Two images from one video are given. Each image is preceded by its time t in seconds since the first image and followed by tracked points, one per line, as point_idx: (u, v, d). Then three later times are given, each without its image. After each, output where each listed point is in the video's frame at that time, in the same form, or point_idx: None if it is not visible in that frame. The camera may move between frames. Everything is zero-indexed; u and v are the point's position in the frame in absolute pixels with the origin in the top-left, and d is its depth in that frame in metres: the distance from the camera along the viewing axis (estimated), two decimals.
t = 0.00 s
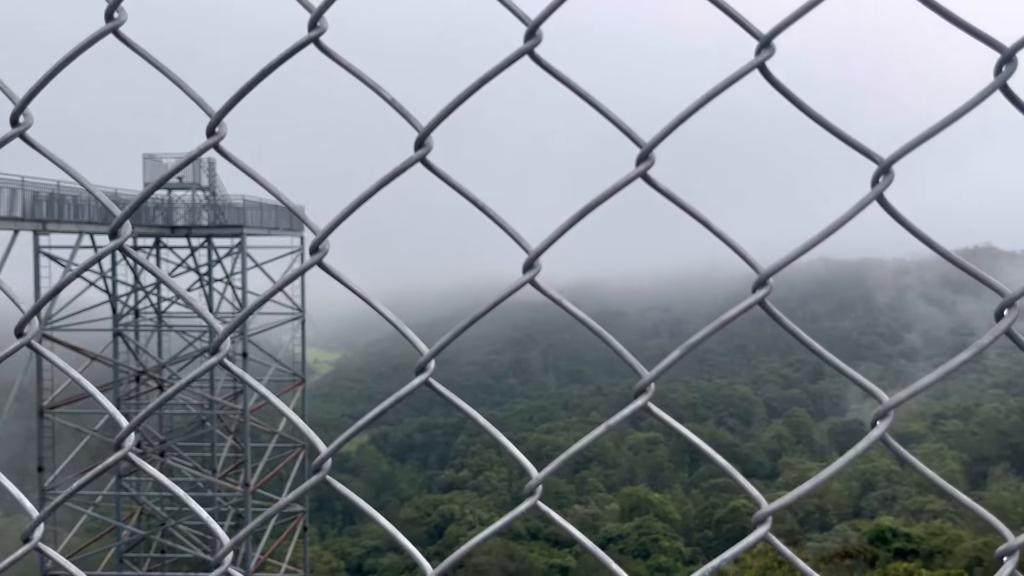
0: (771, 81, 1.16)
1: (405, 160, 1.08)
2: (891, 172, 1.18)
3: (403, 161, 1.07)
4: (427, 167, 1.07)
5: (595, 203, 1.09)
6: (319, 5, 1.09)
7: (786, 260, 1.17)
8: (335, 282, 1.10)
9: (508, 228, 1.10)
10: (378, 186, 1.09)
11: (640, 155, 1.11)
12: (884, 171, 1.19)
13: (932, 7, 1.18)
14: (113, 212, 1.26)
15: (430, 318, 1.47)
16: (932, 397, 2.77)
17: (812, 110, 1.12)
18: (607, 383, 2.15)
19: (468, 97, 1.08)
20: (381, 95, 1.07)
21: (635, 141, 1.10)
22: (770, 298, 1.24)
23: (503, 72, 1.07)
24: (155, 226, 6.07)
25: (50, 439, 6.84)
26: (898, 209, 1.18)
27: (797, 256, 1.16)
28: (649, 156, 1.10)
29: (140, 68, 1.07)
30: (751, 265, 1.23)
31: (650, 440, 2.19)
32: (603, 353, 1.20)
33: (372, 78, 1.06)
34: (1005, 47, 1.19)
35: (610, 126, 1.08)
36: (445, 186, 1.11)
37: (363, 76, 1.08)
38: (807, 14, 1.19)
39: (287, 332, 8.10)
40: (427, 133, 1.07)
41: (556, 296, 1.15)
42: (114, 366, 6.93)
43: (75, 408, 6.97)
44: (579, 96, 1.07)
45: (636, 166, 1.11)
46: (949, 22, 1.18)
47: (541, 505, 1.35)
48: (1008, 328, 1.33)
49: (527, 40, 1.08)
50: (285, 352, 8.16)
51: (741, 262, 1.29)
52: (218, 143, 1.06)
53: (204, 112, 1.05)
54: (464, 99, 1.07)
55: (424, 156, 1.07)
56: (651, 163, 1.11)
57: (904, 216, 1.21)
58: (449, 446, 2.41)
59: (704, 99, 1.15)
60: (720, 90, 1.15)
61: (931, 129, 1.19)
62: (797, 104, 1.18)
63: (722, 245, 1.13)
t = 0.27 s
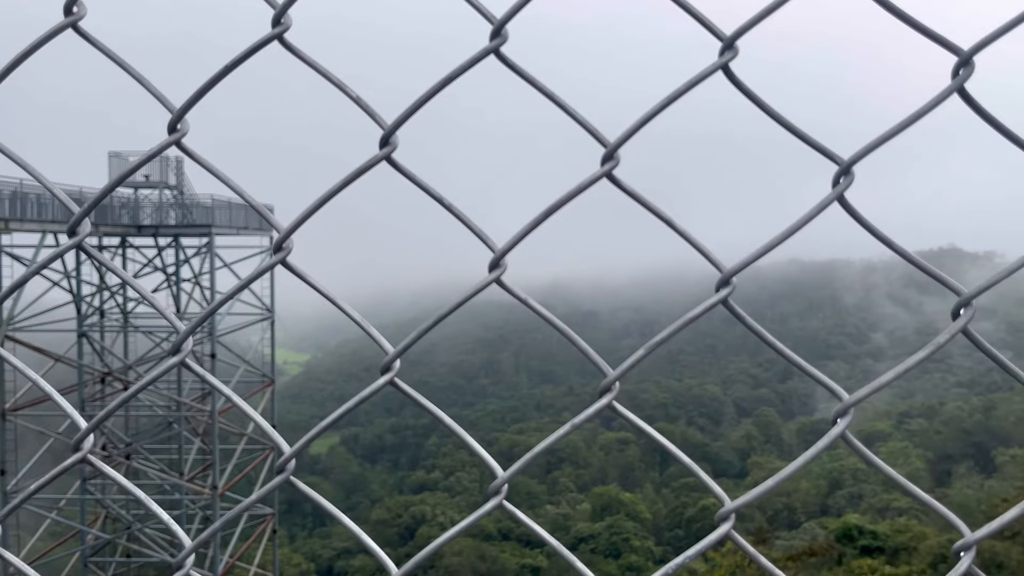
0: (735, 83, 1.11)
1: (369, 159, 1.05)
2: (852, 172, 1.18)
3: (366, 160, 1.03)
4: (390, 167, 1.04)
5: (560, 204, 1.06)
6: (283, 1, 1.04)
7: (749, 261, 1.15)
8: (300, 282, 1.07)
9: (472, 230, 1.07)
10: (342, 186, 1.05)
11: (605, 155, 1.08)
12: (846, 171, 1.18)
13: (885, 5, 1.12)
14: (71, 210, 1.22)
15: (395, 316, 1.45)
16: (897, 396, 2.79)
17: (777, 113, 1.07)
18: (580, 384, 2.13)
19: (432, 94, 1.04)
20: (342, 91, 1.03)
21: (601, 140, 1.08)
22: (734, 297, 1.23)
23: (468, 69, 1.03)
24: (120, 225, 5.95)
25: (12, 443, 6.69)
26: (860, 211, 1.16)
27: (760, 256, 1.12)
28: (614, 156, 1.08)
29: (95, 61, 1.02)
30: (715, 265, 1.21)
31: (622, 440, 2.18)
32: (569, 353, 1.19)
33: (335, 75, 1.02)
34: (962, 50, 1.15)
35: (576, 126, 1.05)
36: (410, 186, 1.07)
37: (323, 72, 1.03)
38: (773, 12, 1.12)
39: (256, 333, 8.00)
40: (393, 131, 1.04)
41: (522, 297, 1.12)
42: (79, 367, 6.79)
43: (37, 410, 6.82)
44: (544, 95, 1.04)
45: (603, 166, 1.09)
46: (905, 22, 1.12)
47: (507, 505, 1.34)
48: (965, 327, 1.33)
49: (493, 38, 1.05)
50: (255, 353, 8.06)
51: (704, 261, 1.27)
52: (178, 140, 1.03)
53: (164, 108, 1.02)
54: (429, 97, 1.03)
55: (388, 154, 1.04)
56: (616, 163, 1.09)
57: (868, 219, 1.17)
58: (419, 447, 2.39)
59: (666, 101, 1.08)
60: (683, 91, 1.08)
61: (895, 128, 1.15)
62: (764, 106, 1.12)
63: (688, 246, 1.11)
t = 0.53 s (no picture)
0: (698, 83, 1.11)
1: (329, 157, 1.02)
2: (812, 173, 1.18)
3: (326, 158, 1.01)
4: (351, 165, 1.02)
5: (522, 204, 1.05)
6: None
7: (710, 261, 1.15)
8: (259, 282, 1.04)
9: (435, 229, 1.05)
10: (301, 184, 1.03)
11: (568, 155, 1.07)
12: (806, 171, 1.18)
13: (846, 7, 1.12)
14: (23, 207, 1.18)
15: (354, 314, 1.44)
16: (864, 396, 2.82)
17: (741, 115, 1.06)
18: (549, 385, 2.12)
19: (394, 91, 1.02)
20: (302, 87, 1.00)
21: (564, 139, 1.07)
22: (697, 297, 1.22)
23: (430, 66, 1.01)
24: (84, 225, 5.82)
25: None
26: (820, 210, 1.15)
27: (722, 256, 1.11)
28: (577, 155, 1.07)
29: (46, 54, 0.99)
30: (677, 264, 1.21)
31: (592, 440, 2.18)
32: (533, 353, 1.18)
33: (295, 71, 1.00)
34: (920, 52, 1.15)
35: (539, 125, 1.04)
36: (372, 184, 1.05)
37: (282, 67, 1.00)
38: (738, 11, 1.11)
39: (224, 334, 7.89)
40: (354, 128, 1.02)
41: (485, 298, 1.11)
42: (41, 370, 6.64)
43: None
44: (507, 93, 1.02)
45: (566, 166, 1.07)
46: (867, 25, 1.12)
47: (470, 506, 1.32)
48: (924, 326, 1.33)
49: (455, 35, 1.04)
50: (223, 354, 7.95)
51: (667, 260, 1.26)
52: (134, 137, 0.99)
53: (119, 104, 0.98)
54: (391, 94, 1.01)
55: (349, 152, 1.01)
56: (579, 163, 1.07)
57: (828, 220, 1.16)
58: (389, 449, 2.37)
59: (629, 101, 1.06)
60: (646, 91, 1.07)
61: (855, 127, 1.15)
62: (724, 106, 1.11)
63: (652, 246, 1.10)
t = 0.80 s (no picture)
0: (663, 80, 1.10)
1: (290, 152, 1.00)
2: (776, 172, 1.18)
3: (287, 153, 0.99)
4: (312, 160, 0.99)
5: (486, 201, 1.04)
6: None
7: (675, 259, 1.14)
8: (217, 280, 1.02)
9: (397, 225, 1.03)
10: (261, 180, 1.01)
11: (533, 151, 1.06)
12: (770, 170, 1.18)
13: (810, 7, 1.12)
14: None
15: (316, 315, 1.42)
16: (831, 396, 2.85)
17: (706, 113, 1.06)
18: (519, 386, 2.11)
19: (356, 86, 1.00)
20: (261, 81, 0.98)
21: (528, 136, 1.05)
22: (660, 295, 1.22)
23: (392, 62, 1.00)
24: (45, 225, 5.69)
25: None
26: (784, 209, 1.16)
27: (686, 254, 1.11)
28: (542, 152, 1.06)
29: None
30: (641, 262, 1.20)
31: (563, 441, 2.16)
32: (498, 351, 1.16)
33: (253, 64, 0.97)
34: (882, 52, 1.16)
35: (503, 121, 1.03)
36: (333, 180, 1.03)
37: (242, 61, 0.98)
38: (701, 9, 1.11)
39: (191, 336, 7.76)
40: (315, 123, 0.99)
41: (449, 296, 1.09)
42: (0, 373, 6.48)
43: None
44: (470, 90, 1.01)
45: (531, 163, 1.06)
46: (832, 24, 1.13)
47: (433, 508, 1.29)
48: (884, 325, 1.34)
49: (418, 30, 1.02)
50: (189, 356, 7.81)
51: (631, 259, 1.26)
52: (88, 131, 0.96)
53: (72, 96, 0.95)
54: (354, 89, 0.99)
55: (309, 147, 0.99)
56: (543, 160, 1.06)
57: (791, 218, 1.16)
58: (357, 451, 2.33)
59: (594, 98, 1.06)
60: (610, 88, 1.06)
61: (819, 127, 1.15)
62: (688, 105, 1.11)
63: (616, 244, 1.09)
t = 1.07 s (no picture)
0: (621, 85, 1.10)
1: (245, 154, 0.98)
2: (732, 176, 1.19)
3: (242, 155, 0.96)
4: (268, 162, 0.97)
5: (444, 204, 1.03)
6: None
7: (633, 262, 1.14)
8: (170, 283, 0.99)
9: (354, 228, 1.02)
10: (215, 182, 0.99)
11: (491, 155, 1.05)
12: (726, 175, 1.19)
13: (766, 13, 1.12)
14: None
15: (271, 319, 1.40)
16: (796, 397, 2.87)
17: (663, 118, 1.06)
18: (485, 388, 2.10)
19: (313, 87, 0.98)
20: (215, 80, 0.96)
21: (487, 139, 1.05)
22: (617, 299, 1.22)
23: (349, 63, 0.98)
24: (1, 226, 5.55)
25: None
26: (739, 213, 1.16)
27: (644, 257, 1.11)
28: (500, 155, 1.05)
29: None
30: (599, 265, 1.20)
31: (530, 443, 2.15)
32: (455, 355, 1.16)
33: (207, 64, 0.95)
34: (836, 58, 1.18)
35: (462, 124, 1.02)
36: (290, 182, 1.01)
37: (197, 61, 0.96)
38: (659, 14, 1.11)
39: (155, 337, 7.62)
40: (270, 125, 0.97)
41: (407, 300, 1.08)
42: None
43: None
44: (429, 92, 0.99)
45: (489, 166, 1.05)
46: (787, 31, 1.14)
47: (389, 512, 1.28)
48: (837, 328, 1.34)
49: (376, 31, 1.01)
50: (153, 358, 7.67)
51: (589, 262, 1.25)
52: (37, 131, 0.93)
53: (20, 95, 0.92)
54: (310, 90, 0.97)
55: (265, 149, 0.97)
56: (502, 163, 1.05)
57: (747, 222, 1.17)
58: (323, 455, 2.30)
59: (552, 101, 1.05)
60: (568, 92, 1.06)
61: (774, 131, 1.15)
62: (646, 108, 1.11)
63: (574, 247, 1.09)
